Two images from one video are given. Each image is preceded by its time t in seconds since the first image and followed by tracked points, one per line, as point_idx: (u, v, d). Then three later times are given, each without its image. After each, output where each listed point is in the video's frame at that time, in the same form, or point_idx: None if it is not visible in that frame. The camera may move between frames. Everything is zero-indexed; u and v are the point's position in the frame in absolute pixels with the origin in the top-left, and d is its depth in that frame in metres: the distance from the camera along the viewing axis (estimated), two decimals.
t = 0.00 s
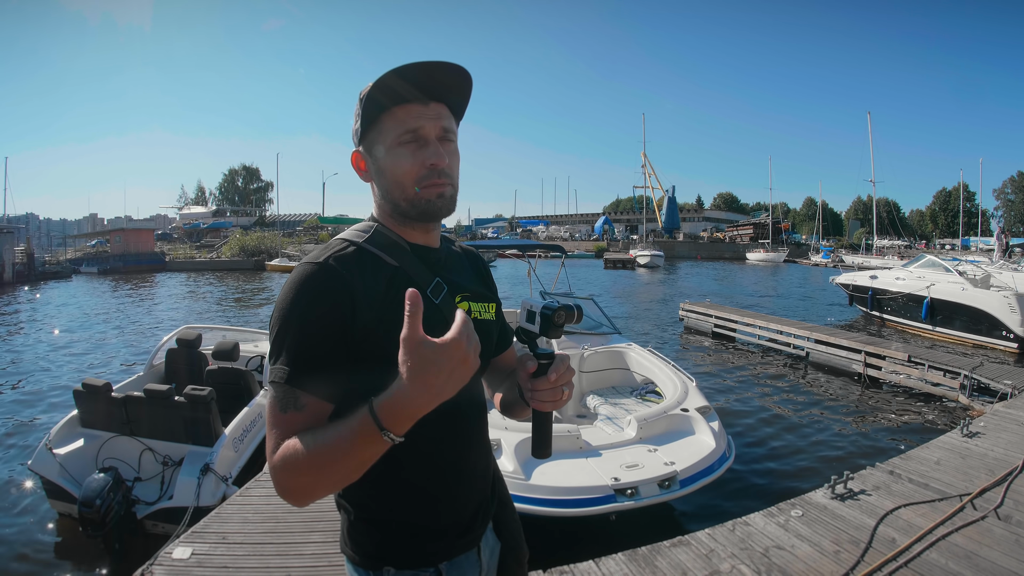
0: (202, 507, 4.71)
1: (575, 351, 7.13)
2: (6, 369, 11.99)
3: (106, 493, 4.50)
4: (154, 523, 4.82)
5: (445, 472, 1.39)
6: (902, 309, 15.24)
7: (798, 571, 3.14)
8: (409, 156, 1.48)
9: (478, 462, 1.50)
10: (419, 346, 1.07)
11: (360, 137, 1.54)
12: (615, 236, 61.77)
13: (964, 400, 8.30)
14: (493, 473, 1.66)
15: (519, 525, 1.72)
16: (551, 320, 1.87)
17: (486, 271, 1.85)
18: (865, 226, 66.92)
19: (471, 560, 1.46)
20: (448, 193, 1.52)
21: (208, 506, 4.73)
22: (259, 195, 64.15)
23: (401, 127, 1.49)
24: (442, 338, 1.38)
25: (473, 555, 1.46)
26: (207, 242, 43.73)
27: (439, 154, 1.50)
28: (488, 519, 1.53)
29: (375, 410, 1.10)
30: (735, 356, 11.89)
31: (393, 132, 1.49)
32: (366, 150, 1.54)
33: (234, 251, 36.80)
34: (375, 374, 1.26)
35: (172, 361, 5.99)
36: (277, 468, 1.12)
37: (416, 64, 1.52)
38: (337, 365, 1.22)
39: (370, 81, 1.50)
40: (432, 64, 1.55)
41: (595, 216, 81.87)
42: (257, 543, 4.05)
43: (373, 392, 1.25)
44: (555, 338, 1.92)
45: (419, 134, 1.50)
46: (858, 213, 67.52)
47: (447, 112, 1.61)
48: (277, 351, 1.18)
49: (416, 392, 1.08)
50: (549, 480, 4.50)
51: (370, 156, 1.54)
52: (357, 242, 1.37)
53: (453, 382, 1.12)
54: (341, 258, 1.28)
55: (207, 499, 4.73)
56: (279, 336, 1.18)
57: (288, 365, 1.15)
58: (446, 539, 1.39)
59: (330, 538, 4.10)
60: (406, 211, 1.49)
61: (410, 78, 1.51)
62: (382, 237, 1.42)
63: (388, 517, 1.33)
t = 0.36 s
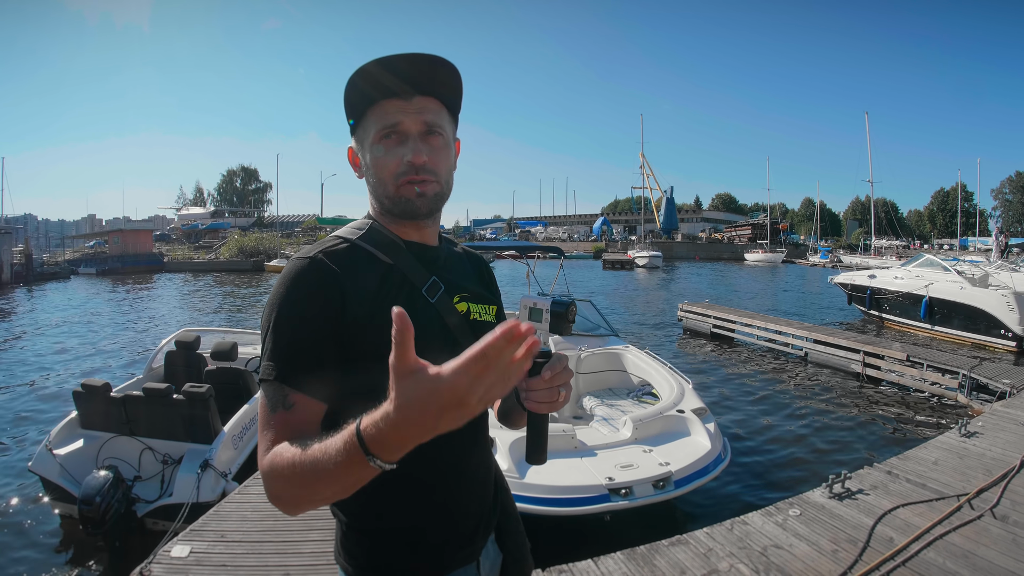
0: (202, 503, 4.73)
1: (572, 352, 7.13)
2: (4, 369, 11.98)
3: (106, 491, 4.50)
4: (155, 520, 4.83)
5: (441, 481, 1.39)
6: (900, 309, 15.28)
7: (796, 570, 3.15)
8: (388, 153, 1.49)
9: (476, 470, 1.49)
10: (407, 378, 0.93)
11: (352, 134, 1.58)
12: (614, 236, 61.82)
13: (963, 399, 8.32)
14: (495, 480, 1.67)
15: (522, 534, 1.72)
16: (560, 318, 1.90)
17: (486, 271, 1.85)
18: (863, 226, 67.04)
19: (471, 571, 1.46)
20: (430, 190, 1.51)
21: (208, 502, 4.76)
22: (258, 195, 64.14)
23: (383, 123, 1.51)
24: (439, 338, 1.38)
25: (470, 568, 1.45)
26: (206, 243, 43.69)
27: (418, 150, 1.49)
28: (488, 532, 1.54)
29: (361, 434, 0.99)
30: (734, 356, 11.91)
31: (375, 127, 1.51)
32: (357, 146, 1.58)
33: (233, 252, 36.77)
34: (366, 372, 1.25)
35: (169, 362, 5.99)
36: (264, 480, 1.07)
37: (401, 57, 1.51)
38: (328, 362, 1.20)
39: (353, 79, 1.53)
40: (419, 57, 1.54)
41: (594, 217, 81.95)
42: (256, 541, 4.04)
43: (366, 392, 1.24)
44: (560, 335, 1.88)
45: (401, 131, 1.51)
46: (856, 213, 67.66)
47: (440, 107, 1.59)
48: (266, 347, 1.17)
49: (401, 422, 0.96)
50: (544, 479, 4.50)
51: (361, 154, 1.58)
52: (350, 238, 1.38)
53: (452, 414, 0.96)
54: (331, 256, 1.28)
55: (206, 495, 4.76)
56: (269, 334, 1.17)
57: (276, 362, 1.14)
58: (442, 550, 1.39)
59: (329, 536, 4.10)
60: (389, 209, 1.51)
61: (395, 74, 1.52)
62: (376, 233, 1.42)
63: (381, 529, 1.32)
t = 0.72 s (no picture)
0: (200, 500, 4.71)
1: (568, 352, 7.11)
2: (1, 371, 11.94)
3: (105, 492, 4.48)
4: (155, 520, 4.82)
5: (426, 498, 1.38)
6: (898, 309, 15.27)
7: (793, 571, 3.14)
8: (385, 153, 1.48)
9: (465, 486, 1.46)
10: (353, 486, 0.95)
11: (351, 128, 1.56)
12: (612, 236, 61.78)
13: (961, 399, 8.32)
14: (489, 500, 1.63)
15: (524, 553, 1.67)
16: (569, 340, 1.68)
17: (496, 277, 1.82)
18: (862, 226, 67.07)
19: None
20: (424, 195, 1.49)
21: (206, 500, 4.74)
22: (256, 196, 64.08)
23: (383, 119, 1.49)
24: (428, 349, 1.35)
25: None
26: (204, 243, 43.63)
27: (417, 152, 1.47)
28: (479, 551, 1.51)
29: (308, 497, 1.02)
30: (732, 356, 11.89)
31: (374, 122, 1.50)
32: (355, 139, 1.56)
33: (231, 252, 36.73)
34: (348, 382, 1.24)
35: (166, 364, 5.98)
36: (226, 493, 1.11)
37: (402, 54, 1.49)
38: (303, 370, 1.20)
39: (355, 71, 1.51)
40: (422, 54, 1.51)
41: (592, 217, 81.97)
42: (253, 542, 4.03)
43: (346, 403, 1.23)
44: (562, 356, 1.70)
45: (401, 129, 1.49)
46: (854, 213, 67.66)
47: (445, 106, 1.57)
48: (239, 355, 1.17)
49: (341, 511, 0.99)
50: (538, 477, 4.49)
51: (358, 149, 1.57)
52: (337, 242, 1.37)
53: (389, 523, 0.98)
54: (313, 260, 1.27)
55: (204, 492, 4.74)
56: (244, 339, 1.17)
57: (249, 370, 1.15)
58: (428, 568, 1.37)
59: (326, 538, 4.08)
60: (382, 210, 1.49)
61: (398, 70, 1.50)
62: (364, 236, 1.40)
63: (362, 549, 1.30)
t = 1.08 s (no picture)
0: (196, 504, 4.71)
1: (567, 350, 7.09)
2: None
3: (101, 494, 4.47)
4: (151, 522, 4.81)
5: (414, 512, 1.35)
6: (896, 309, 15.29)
7: (791, 572, 3.14)
8: (380, 146, 1.46)
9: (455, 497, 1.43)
10: (339, 505, 0.93)
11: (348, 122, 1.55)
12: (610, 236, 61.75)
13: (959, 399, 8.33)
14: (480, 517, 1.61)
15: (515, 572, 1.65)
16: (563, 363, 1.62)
17: (493, 284, 1.79)
18: (860, 225, 67.12)
19: None
20: (419, 191, 1.47)
21: (202, 503, 4.73)
22: (254, 195, 63.90)
23: (380, 111, 1.48)
24: (418, 356, 1.33)
25: None
26: (202, 242, 43.50)
27: (414, 145, 1.46)
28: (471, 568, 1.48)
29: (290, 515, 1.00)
30: (730, 356, 11.89)
31: (369, 113, 1.48)
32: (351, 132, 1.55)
33: (229, 252, 36.59)
34: (335, 384, 1.23)
35: (163, 363, 5.96)
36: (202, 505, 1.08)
37: (398, 47, 1.48)
38: (287, 372, 1.19)
39: (351, 62, 1.50)
40: (419, 45, 1.50)
41: (590, 217, 81.94)
42: (251, 543, 4.02)
43: (333, 406, 1.22)
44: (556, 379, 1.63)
45: (399, 121, 1.48)
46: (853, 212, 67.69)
47: (444, 99, 1.55)
48: (221, 355, 1.16)
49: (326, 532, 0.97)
50: (538, 478, 4.48)
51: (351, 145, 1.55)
52: (325, 240, 1.36)
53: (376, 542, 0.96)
54: (297, 259, 1.26)
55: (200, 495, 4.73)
56: (225, 341, 1.16)
57: (230, 370, 1.13)
58: None
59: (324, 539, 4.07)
60: (375, 208, 1.47)
61: (395, 63, 1.49)
62: (354, 236, 1.39)
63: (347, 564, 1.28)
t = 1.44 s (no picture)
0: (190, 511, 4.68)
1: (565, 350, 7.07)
2: None
3: (95, 498, 4.44)
4: (144, 527, 4.78)
5: (413, 507, 1.33)
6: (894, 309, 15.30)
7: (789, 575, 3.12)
8: (381, 141, 1.45)
9: (452, 487, 1.44)
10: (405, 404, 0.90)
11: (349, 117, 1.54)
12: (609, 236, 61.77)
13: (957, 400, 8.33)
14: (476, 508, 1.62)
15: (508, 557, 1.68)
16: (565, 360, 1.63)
17: (479, 289, 1.81)
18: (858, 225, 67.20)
19: None
20: (417, 189, 1.46)
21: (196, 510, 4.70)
22: (252, 195, 63.86)
23: (383, 105, 1.46)
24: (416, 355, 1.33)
25: None
26: (200, 243, 43.47)
27: (415, 141, 1.45)
28: (468, 559, 1.49)
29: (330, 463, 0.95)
30: (729, 356, 11.89)
31: (373, 109, 1.46)
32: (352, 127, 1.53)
33: (227, 252, 36.56)
34: (335, 383, 1.21)
35: (161, 365, 5.93)
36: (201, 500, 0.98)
37: (401, 46, 1.48)
38: (290, 373, 1.17)
39: (355, 59, 1.49)
40: (423, 44, 1.50)
41: (589, 217, 81.98)
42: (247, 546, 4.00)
43: (333, 403, 1.19)
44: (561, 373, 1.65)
45: (402, 117, 1.47)
46: (851, 212, 67.74)
47: (446, 102, 1.56)
48: (213, 354, 1.10)
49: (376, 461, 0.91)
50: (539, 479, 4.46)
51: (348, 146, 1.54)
52: (319, 243, 1.35)
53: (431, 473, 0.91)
54: (297, 259, 1.25)
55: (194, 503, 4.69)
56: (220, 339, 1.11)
57: (226, 369, 1.08)
58: None
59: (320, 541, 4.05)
60: (371, 205, 1.45)
61: (397, 63, 1.49)
62: (349, 239, 1.39)
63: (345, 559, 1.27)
